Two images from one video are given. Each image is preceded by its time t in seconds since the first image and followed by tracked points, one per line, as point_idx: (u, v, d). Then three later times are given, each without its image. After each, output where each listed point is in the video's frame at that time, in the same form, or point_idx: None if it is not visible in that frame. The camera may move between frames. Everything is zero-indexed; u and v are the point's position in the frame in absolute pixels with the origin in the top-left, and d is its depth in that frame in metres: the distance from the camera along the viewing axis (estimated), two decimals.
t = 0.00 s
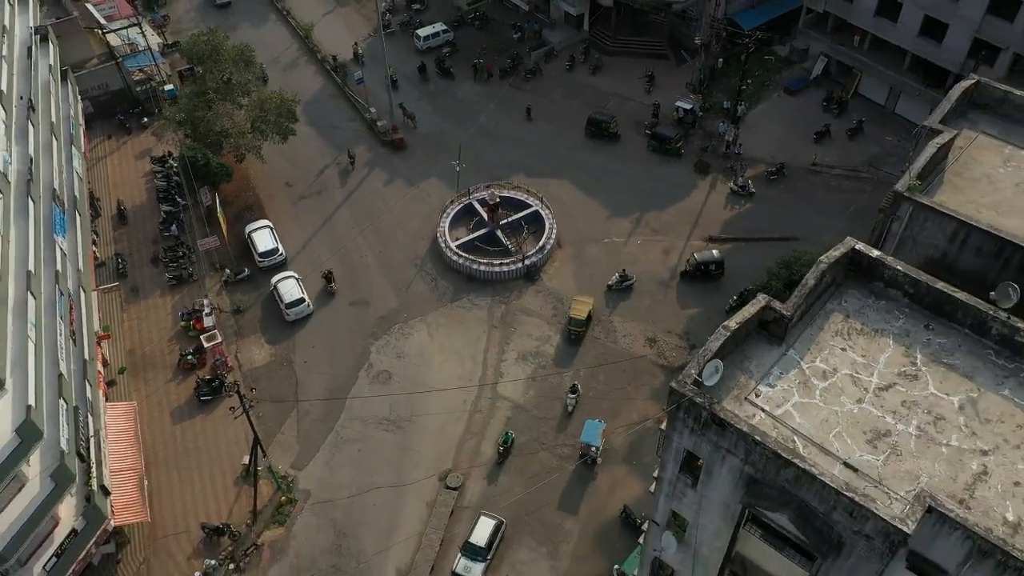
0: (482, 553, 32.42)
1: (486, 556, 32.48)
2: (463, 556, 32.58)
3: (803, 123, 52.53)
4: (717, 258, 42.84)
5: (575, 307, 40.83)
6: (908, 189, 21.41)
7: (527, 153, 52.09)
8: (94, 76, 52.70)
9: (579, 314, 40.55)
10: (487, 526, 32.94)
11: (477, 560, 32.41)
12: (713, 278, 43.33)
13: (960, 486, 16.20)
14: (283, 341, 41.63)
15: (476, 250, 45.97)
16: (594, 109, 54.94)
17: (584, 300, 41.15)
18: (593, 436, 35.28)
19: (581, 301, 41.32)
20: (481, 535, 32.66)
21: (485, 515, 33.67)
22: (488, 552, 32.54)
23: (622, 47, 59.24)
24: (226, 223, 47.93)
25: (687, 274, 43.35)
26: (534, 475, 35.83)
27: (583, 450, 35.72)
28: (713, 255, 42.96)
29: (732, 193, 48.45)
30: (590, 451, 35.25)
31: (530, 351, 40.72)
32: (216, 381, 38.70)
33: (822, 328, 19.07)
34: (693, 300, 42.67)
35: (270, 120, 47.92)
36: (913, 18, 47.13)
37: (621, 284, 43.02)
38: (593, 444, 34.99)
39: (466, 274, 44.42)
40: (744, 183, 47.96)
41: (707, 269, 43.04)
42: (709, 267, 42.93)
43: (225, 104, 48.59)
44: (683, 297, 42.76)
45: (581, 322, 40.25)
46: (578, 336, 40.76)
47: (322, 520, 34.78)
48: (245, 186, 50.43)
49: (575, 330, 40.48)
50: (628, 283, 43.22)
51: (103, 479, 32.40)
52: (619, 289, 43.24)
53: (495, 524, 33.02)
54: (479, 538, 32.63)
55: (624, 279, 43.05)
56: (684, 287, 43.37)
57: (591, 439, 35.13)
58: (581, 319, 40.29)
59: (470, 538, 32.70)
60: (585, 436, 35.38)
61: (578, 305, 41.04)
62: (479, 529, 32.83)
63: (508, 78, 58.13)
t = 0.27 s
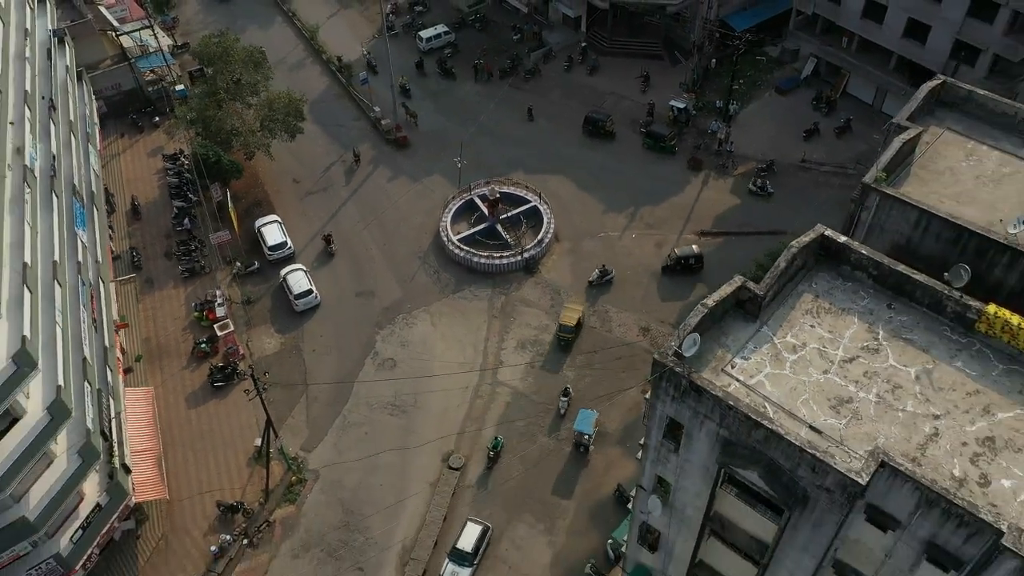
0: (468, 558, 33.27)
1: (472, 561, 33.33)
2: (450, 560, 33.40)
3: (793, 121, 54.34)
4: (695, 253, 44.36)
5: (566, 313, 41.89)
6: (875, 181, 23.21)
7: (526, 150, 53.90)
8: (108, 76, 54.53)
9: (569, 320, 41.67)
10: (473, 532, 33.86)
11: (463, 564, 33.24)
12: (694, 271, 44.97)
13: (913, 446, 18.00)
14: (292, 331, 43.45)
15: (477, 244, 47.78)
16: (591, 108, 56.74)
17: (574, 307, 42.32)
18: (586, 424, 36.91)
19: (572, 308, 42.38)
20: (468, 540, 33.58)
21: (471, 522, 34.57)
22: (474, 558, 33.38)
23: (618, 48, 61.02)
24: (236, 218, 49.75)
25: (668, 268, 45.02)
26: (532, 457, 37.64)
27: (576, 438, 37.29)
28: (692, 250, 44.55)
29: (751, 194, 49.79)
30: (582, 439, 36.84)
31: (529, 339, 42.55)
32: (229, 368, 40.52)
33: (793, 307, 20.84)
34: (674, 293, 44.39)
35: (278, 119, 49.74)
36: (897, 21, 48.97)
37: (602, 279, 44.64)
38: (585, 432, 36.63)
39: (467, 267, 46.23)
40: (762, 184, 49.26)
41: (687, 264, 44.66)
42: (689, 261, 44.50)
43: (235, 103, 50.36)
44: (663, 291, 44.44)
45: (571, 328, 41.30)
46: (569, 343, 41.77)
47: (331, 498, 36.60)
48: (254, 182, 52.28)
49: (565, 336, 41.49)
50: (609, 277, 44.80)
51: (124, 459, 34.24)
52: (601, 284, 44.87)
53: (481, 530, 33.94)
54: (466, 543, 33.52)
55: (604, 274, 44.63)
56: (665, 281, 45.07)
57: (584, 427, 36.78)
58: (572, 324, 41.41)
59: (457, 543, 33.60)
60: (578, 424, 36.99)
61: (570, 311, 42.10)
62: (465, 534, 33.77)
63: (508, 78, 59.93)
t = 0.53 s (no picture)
0: (458, 562, 34.07)
1: (462, 566, 34.11)
2: (440, 565, 34.22)
3: (785, 120, 55.85)
4: (678, 248, 45.94)
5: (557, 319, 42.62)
6: (851, 174, 24.77)
7: (526, 148, 55.42)
8: (118, 76, 56.09)
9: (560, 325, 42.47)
10: (463, 537, 34.61)
11: (454, 569, 34.04)
12: (677, 267, 46.49)
13: (880, 416, 19.51)
14: (299, 322, 44.96)
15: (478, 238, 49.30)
16: (589, 107, 58.25)
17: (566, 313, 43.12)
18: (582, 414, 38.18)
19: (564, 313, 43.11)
20: (458, 545, 34.34)
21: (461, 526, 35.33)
22: (464, 562, 34.17)
23: (616, 48, 62.52)
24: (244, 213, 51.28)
25: (653, 263, 46.49)
26: (530, 443, 39.17)
27: (572, 429, 38.65)
28: (675, 245, 46.08)
29: (765, 194, 50.98)
30: (577, 429, 38.18)
31: (528, 330, 44.06)
32: (239, 358, 42.05)
33: (773, 291, 22.35)
34: (660, 288, 45.83)
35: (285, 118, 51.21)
36: (885, 22, 50.52)
37: (586, 275, 46.06)
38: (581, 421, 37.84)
39: (468, 260, 47.74)
40: (776, 183, 50.45)
41: (671, 259, 46.17)
42: (673, 257, 46.04)
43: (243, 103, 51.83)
44: (649, 285, 45.88)
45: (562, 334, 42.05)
46: (560, 347, 42.54)
47: (338, 481, 38.12)
48: (261, 179, 53.83)
49: (557, 341, 42.25)
50: (593, 273, 46.25)
51: (140, 443, 35.77)
52: (585, 280, 46.25)
53: (471, 534, 34.66)
54: (455, 548, 34.32)
55: (588, 270, 46.07)
56: (649, 276, 46.53)
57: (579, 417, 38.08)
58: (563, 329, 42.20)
59: (447, 548, 34.40)
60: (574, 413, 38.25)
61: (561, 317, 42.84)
62: (455, 539, 34.53)
63: (508, 78, 61.44)
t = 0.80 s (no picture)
0: (446, 565, 35.27)
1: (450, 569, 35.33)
2: (429, 568, 35.45)
3: (776, 117, 57.73)
4: (660, 243, 47.72)
5: (547, 325, 43.88)
6: (825, 166, 26.62)
7: (525, 146, 57.30)
8: (130, 76, 57.97)
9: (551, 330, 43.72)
10: (451, 541, 35.75)
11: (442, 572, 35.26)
12: (659, 261, 48.31)
13: (846, 386, 21.38)
14: (307, 312, 46.84)
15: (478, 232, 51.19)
16: (586, 105, 60.11)
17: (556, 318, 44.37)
18: (575, 403, 40.23)
19: (554, 319, 44.36)
20: (446, 548, 35.53)
21: (450, 530, 36.48)
22: (452, 565, 35.37)
23: (612, 49, 64.38)
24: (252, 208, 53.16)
25: (635, 259, 48.19)
26: (528, 426, 41.08)
27: (566, 418, 40.41)
28: (657, 241, 47.84)
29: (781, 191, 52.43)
30: (572, 418, 39.97)
31: (527, 319, 45.96)
32: (250, 345, 43.95)
33: (750, 274, 24.22)
34: (642, 281, 47.57)
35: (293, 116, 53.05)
36: (870, 24, 52.44)
37: (570, 270, 47.72)
38: (574, 411, 39.84)
39: (469, 253, 49.63)
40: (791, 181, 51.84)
41: (653, 253, 47.95)
42: (655, 252, 47.85)
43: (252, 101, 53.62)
44: (636, 278, 47.68)
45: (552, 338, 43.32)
46: (551, 352, 43.77)
47: (345, 462, 40.02)
48: (269, 175, 55.73)
49: (547, 346, 43.47)
50: (575, 269, 47.87)
51: (158, 424, 37.67)
52: (569, 275, 47.90)
53: (458, 539, 35.79)
54: (444, 552, 35.49)
55: (571, 266, 47.75)
56: (632, 270, 48.24)
57: (573, 406, 40.05)
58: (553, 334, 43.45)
59: (435, 552, 35.59)
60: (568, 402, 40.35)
61: (551, 323, 44.08)
62: (443, 543, 35.69)
63: (507, 77, 63.32)
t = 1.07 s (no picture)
0: (434, 567, 36.34)
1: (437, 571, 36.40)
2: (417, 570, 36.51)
3: (766, 115, 59.63)
4: (642, 237, 49.65)
5: (536, 330, 44.95)
6: (801, 158, 28.53)
7: (524, 143, 59.22)
8: (141, 75, 59.96)
9: (539, 336, 44.77)
10: (438, 544, 36.86)
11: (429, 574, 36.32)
12: (640, 255, 50.23)
13: (815, 357, 23.32)
14: (314, 301, 48.76)
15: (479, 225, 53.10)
16: (583, 104, 62.04)
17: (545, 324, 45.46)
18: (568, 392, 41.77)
19: (543, 324, 45.42)
20: (434, 551, 36.63)
21: (437, 533, 37.58)
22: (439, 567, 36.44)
23: (608, 49, 66.30)
24: (261, 202, 55.11)
25: (618, 253, 50.06)
26: (526, 409, 43.03)
27: (560, 405, 42.18)
28: (639, 235, 49.79)
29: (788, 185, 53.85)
30: (565, 405, 41.59)
31: (526, 308, 47.89)
32: (260, 333, 45.89)
33: (730, 257, 26.14)
34: (625, 275, 49.51)
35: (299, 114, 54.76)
36: (857, 25, 54.36)
37: (554, 265, 49.42)
38: (567, 398, 41.47)
39: (470, 245, 51.55)
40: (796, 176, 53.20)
41: (635, 248, 49.90)
42: (637, 246, 49.79)
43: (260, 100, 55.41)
44: (629, 270, 49.60)
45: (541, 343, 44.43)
46: (541, 357, 44.86)
47: (352, 443, 41.97)
48: (277, 171, 57.67)
49: (537, 350, 44.59)
50: (559, 264, 49.58)
51: (174, 406, 39.60)
52: (553, 269, 49.63)
53: (445, 541, 36.92)
54: (431, 554, 36.59)
55: (556, 260, 49.48)
56: (616, 264, 50.16)
57: (565, 394, 41.65)
58: (542, 340, 44.53)
59: (423, 554, 36.68)
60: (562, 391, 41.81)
61: (540, 328, 45.15)
62: (431, 546, 36.77)
63: (507, 76, 65.24)
